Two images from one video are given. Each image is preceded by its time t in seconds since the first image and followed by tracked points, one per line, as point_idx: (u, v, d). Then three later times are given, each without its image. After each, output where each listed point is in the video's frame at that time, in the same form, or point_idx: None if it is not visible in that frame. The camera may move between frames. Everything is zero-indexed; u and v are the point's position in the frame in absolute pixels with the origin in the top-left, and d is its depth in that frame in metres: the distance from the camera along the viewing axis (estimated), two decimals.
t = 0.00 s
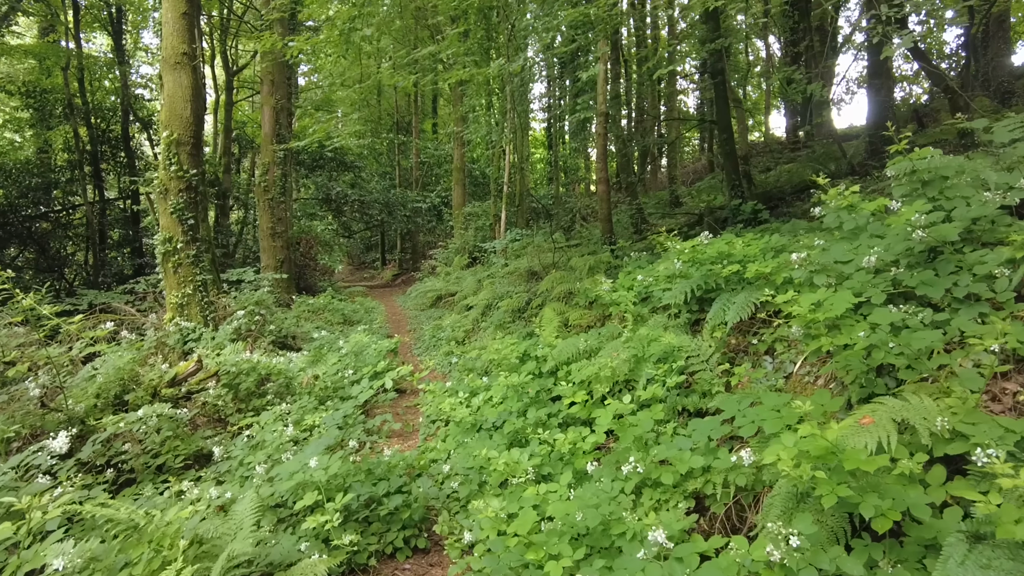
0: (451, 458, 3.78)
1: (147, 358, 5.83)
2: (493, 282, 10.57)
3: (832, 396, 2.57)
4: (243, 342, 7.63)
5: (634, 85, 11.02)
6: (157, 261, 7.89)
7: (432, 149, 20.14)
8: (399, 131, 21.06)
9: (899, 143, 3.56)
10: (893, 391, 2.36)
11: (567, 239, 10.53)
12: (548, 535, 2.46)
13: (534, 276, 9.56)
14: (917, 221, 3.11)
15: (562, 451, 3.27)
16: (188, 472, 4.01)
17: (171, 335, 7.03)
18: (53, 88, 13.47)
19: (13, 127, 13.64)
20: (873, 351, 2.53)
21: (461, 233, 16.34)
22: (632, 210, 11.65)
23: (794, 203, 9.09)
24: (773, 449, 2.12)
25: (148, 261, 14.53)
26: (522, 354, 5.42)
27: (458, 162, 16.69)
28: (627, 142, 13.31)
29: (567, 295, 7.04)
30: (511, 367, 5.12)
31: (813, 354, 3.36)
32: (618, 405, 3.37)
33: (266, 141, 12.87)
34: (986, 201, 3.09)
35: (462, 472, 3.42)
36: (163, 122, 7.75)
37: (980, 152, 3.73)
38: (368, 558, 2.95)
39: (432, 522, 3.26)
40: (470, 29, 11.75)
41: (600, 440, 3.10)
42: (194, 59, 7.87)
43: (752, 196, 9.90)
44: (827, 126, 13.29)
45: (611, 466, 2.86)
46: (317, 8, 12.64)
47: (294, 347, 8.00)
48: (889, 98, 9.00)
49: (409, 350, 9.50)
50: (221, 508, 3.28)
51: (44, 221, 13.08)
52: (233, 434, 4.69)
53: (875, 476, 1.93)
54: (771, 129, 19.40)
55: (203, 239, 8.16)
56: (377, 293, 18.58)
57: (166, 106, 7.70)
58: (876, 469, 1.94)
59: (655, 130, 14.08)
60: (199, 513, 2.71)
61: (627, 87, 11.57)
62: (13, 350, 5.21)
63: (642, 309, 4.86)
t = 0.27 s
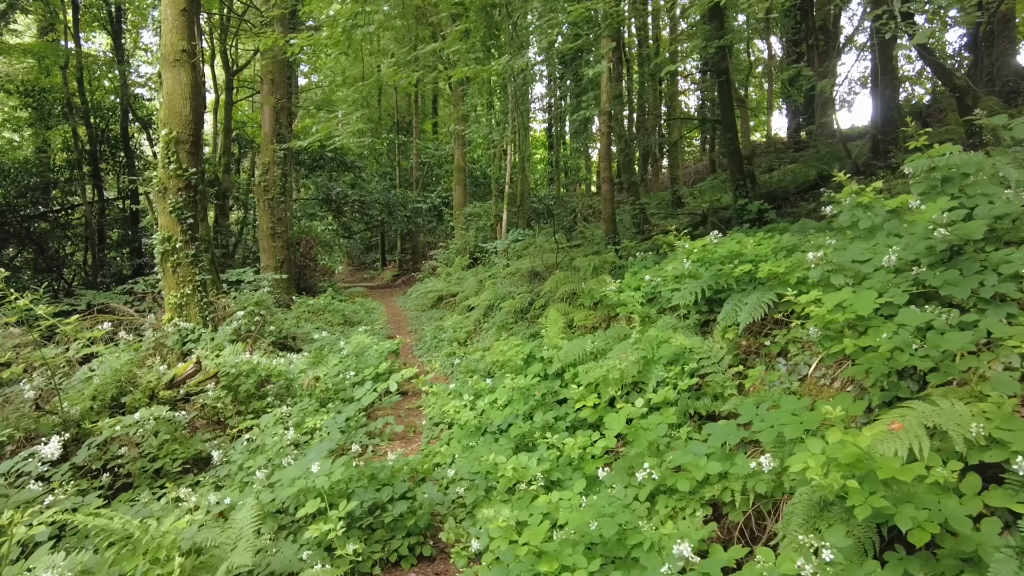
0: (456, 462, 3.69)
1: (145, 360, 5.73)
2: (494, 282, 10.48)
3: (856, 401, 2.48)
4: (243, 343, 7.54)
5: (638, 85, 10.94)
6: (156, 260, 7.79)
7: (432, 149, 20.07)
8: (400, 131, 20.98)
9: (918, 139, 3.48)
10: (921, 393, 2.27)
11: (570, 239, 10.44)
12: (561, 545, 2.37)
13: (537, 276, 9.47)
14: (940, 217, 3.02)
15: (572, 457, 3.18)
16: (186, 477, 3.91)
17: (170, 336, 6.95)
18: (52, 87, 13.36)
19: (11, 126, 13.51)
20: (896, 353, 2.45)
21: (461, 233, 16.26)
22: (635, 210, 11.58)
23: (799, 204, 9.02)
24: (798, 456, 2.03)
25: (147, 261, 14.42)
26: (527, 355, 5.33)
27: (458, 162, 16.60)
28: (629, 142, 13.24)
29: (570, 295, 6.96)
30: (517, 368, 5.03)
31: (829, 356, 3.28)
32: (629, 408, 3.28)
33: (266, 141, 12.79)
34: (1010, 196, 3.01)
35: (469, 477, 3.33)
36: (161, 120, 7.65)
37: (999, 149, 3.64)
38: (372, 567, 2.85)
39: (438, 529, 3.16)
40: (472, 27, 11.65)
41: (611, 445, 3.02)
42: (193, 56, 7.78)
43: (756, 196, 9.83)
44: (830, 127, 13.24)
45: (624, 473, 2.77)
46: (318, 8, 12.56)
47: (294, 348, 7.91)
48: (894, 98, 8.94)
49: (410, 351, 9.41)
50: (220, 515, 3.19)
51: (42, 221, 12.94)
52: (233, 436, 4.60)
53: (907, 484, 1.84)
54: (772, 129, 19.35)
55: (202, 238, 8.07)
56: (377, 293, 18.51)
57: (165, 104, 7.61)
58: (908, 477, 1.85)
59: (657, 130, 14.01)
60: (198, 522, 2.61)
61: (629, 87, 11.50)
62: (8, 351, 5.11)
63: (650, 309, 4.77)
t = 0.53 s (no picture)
0: (464, 467, 3.59)
1: (143, 361, 5.62)
2: (497, 282, 10.37)
3: (886, 407, 2.37)
4: (242, 343, 7.42)
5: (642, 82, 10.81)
6: (154, 260, 7.67)
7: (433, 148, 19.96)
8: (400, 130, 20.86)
9: (942, 135, 3.38)
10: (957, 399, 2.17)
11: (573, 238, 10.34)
12: (577, 558, 2.27)
13: (540, 276, 9.36)
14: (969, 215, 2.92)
15: (584, 463, 3.07)
16: (185, 483, 3.80)
17: (168, 337, 6.84)
18: (51, 85, 13.24)
19: (9, 124, 13.38)
20: (929, 357, 2.34)
21: (462, 233, 16.14)
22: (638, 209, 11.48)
23: (805, 203, 8.92)
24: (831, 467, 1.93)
25: (147, 260, 14.29)
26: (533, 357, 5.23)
27: (460, 161, 16.48)
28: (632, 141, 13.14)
29: (575, 295, 6.85)
30: (523, 370, 4.92)
31: (849, 359, 3.17)
32: (643, 413, 3.18)
33: (266, 139, 12.69)
34: None
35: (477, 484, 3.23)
36: (160, 117, 7.54)
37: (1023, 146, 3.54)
38: None
39: (446, 538, 3.06)
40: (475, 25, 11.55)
41: (625, 451, 2.91)
42: (193, 52, 7.67)
43: (761, 195, 9.72)
44: (834, 126, 13.15)
45: (642, 482, 2.67)
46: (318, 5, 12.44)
47: (294, 349, 7.80)
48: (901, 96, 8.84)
49: (412, 352, 9.30)
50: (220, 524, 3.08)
51: (40, 220, 12.82)
52: (233, 440, 4.50)
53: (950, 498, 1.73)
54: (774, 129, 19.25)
55: (201, 237, 7.95)
56: (378, 293, 18.41)
57: (163, 100, 7.49)
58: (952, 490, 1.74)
59: (660, 129, 13.90)
60: (197, 533, 2.50)
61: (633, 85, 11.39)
62: (2, 353, 4.98)
63: (660, 310, 4.67)
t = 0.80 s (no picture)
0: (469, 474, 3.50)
1: (140, 364, 5.52)
2: (497, 282, 10.27)
3: (911, 414, 2.29)
4: (240, 345, 7.31)
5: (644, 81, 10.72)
6: (152, 260, 7.57)
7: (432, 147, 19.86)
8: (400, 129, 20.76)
9: (963, 132, 3.31)
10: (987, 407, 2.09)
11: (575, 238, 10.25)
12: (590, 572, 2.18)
13: (541, 276, 9.28)
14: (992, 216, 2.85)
15: (594, 471, 2.99)
16: (183, 489, 3.71)
17: (166, 338, 6.73)
18: (47, 84, 13.10)
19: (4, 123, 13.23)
20: (958, 363, 2.26)
21: (462, 232, 16.04)
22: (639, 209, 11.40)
23: (809, 203, 8.85)
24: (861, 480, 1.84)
25: (144, 260, 14.17)
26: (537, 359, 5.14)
27: (460, 160, 16.39)
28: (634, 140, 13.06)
29: (578, 295, 6.76)
30: (528, 373, 4.83)
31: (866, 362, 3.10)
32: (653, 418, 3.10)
33: (265, 139, 12.58)
34: None
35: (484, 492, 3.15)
36: (157, 114, 7.43)
37: None
38: None
39: (452, 547, 2.97)
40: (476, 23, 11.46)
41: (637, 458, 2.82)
42: (191, 49, 7.56)
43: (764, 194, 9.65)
44: (836, 126, 13.09)
45: (655, 491, 2.59)
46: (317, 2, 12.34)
47: (293, 350, 7.69)
48: (905, 96, 8.73)
49: (412, 353, 9.21)
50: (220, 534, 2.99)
51: (37, 220, 12.68)
52: (232, 445, 4.41)
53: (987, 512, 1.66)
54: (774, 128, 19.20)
55: (199, 237, 7.84)
56: (377, 293, 18.31)
57: (161, 97, 7.38)
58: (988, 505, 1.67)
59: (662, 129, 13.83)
60: (196, 546, 2.41)
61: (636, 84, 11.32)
62: None
63: (667, 312, 4.59)
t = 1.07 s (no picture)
0: (470, 479, 3.43)
1: (134, 367, 5.42)
2: (496, 283, 10.20)
3: (927, 419, 2.23)
4: (237, 346, 7.22)
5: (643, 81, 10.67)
6: (147, 261, 7.47)
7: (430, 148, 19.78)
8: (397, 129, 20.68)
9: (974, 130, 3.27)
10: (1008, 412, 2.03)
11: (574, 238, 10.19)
12: None
13: (541, 277, 9.21)
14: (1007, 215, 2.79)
15: (599, 476, 2.93)
16: (177, 495, 3.62)
17: (161, 340, 6.64)
18: (42, 84, 12.98)
19: None
20: (976, 366, 2.20)
21: (460, 233, 15.96)
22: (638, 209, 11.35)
23: (809, 203, 8.82)
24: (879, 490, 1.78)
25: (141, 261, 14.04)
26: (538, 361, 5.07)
27: (458, 160, 16.32)
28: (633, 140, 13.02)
29: (579, 296, 6.69)
30: (529, 375, 4.76)
31: (875, 364, 3.04)
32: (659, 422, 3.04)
33: (262, 138, 12.51)
34: None
35: (486, 498, 3.07)
36: (152, 114, 7.34)
37: None
38: None
39: (453, 556, 2.90)
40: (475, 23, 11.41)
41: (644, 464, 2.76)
42: (187, 47, 7.47)
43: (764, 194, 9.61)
44: (834, 126, 13.08)
45: (663, 498, 2.51)
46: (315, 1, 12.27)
47: (290, 352, 7.60)
48: (905, 98, 8.63)
49: (411, 354, 9.13)
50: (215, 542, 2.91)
51: (32, 220, 12.55)
52: (228, 449, 4.32)
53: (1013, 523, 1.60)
54: (773, 129, 19.20)
55: (195, 237, 7.74)
56: (375, 294, 18.20)
57: (156, 96, 7.29)
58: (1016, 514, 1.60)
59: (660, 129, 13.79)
60: (189, 557, 2.33)
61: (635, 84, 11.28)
62: None
63: (670, 313, 4.53)
